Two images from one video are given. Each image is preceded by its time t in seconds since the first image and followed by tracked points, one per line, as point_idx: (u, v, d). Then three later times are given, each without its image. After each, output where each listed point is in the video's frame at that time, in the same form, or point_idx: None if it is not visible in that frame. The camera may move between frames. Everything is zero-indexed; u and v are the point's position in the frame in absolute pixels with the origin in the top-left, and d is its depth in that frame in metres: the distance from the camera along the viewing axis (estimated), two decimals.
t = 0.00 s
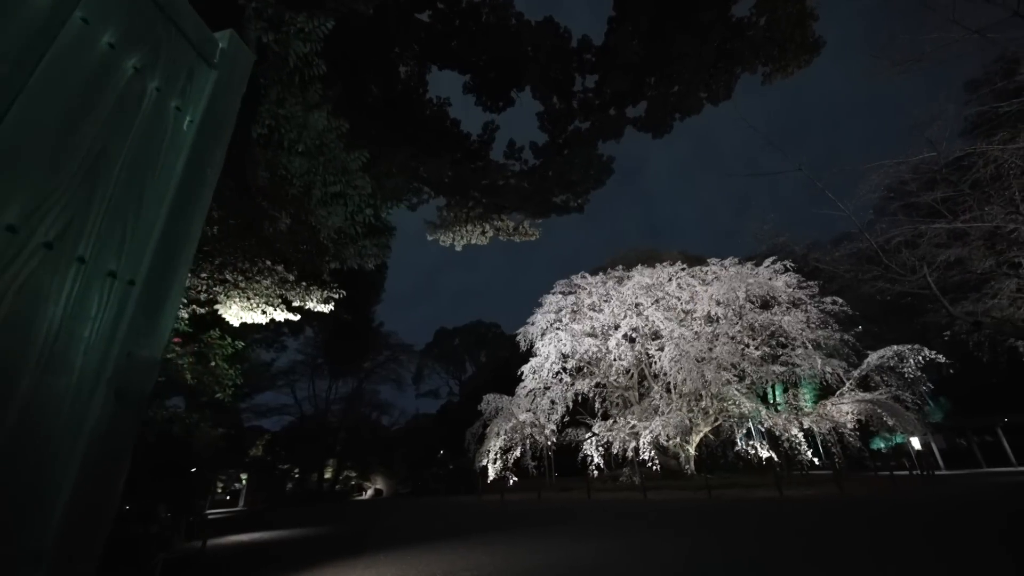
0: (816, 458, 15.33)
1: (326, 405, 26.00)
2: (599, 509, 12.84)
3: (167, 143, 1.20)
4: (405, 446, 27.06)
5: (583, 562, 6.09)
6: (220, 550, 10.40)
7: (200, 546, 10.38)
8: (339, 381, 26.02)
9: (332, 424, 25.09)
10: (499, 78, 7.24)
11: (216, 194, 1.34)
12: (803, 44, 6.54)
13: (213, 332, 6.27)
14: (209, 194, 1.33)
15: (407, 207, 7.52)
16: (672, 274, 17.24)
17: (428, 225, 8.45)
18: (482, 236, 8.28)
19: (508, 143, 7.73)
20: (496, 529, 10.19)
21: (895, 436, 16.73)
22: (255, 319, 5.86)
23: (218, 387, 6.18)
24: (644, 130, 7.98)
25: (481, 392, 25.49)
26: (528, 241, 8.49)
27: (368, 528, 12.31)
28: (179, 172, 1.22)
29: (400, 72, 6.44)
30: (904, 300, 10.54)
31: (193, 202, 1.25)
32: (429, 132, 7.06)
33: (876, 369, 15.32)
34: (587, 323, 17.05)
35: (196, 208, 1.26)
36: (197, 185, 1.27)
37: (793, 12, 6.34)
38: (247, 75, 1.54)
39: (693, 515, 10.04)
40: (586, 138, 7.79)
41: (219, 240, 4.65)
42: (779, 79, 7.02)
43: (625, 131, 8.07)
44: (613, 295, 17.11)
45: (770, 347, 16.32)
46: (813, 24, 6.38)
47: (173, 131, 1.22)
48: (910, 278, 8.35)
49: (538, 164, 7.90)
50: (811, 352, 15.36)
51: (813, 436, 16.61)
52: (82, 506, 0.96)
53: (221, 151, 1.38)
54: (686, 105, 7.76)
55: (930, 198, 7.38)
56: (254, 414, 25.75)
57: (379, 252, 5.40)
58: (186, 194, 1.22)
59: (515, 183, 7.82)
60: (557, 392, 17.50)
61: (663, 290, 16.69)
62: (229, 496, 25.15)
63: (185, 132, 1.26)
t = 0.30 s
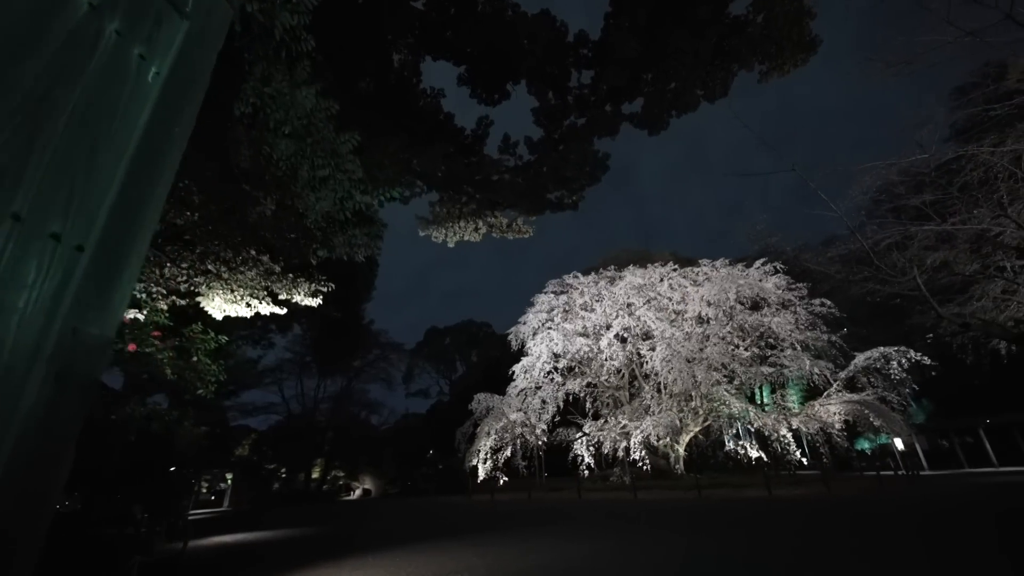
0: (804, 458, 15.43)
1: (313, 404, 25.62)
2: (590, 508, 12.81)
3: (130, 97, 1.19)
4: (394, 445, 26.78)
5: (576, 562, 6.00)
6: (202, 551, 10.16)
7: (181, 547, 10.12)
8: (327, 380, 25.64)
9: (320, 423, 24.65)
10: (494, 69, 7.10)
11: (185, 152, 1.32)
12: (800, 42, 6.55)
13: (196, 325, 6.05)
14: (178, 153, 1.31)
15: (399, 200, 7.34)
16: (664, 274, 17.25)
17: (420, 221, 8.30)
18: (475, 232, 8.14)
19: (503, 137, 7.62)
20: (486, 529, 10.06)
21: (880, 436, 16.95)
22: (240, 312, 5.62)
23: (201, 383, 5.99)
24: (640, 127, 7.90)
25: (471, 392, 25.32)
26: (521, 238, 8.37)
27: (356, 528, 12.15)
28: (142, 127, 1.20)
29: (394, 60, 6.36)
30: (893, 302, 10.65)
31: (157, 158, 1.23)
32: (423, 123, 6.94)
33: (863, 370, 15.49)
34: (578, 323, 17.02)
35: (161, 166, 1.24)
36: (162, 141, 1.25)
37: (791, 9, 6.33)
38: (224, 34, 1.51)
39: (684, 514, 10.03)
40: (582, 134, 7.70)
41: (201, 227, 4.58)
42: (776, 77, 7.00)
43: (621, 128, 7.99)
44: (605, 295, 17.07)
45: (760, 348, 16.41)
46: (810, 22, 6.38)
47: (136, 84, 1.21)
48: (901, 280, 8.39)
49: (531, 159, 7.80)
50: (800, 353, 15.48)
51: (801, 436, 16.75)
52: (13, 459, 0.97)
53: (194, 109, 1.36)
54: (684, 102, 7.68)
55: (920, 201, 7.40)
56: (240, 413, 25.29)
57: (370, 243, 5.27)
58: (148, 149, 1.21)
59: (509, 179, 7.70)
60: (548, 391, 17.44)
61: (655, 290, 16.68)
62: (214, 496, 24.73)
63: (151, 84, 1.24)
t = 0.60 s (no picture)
0: (785, 458, 15.64)
1: (294, 402, 25.05)
2: (574, 508, 12.76)
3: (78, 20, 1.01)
4: (376, 444, 26.38)
5: (562, 564, 5.88)
6: (174, 552, 9.80)
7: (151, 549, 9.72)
8: (309, 377, 25.13)
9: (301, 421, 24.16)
10: (486, 59, 6.94)
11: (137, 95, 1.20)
12: (792, 43, 6.58)
13: (168, 315, 5.78)
14: (126, 95, 1.18)
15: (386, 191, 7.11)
16: (650, 274, 17.31)
17: (407, 214, 8.08)
18: (464, 227, 7.94)
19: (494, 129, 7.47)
20: (470, 530, 9.88)
21: (857, 436, 17.32)
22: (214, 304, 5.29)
23: (173, 376, 5.73)
24: (633, 123, 7.80)
25: (456, 390, 25.10)
26: (510, 234, 8.21)
27: (337, 529, 11.87)
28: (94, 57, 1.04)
29: (382, 44, 6.28)
30: (874, 305, 10.85)
31: (106, 98, 1.09)
32: (411, 111, 6.80)
33: (841, 371, 15.80)
34: (564, 322, 16.99)
35: (111, 110, 1.13)
36: (114, 78, 1.12)
37: (784, 8, 6.33)
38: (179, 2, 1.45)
39: (668, 514, 10.02)
40: (573, 129, 7.59)
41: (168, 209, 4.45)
42: (768, 77, 7.00)
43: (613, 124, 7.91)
44: (592, 295, 17.04)
45: (743, 350, 16.59)
46: (802, 22, 6.40)
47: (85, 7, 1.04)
48: (885, 283, 8.50)
49: (521, 154, 7.69)
50: (781, 355, 15.69)
51: (782, 436, 16.99)
52: None
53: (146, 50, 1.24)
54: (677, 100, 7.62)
55: (902, 205, 7.45)
56: (217, 410, 24.62)
57: (352, 230, 5.15)
58: (97, 85, 1.05)
59: (500, 173, 7.54)
60: (534, 390, 17.38)
61: (641, 290, 16.71)
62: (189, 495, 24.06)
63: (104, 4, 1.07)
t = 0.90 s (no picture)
0: (760, 455, 15.96)
1: (269, 398, 24.37)
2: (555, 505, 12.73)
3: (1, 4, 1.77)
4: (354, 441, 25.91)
5: (544, 562, 5.78)
6: (139, 553, 9.39)
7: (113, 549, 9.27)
8: (285, 372, 24.49)
9: (276, 418, 23.53)
10: (474, 48, 6.78)
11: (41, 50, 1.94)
12: (779, 43, 6.62)
13: (130, 304, 5.49)
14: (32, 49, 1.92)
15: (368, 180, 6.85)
16: (633, 273, 17.41)
17: (390, 206, 7.84)
18: (448, 220, 7.75)
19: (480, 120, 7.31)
20: (450, 528, 9.72)
21: (828, 433, 17.84)
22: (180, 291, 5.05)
23: (134, 368, 5.40)
24: (621, 119, 7.74)
25: (437, 387, 24.83)
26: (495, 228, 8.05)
27: (312, 528, 11.56)
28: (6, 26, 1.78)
29: (365, 24, 6.06)
30: (848, 305, 11.15)
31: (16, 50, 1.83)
32: (395, 97, 6.58)
33: (815, 370, 16.23)
34: (548, 319, 16.95)
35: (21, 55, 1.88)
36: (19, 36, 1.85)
37: (773, 8, 6.35)
38: None
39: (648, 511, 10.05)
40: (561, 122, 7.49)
41: (131, 185, 4.16)
42: (755, 77, 7.03)
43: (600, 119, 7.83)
44: (575, 293, 17.01)
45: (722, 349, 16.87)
46: (789, 22, 6.44)
47: None
48: (860, 285, 8.72)
49: (508, 146, 7.55)
50: (758, 354, 16.01)
51: (758, 434, 17.35)
52: None
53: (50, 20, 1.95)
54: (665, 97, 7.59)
55: (876, 209, 7.61)
56: (188, 406, 23.77)
57: (331, 212, 5.12)
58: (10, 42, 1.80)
59: (486, 165, 7.41)
60: (516, 387, 17.35)
61: (624, 288, 16.76)
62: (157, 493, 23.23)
63: None
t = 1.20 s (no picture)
0: (735, 452, 16.27)
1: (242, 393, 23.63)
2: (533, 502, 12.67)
3: None
4: (331, 438, 25.38)
5: (522, 561, 5.67)
6: (96, 553, 8.93)
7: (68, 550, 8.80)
8: (259, 367, 23.79)
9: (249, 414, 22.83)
10: (460, 35, 6.61)
11: None
12: (765, 44, 6.72)
13: (89, 288, 5.15)
14: None
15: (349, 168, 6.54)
16: (615, 271, 17.49)
17: (372, 197, 7.57)
18: (432, 213, 7.51)
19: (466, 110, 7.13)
20: (427, 526, 9.54)
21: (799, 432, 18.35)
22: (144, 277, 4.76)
23: (93, 359, 5.05)
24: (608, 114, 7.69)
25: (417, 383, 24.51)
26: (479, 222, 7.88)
27: (283, 526, 11.20)
28: None
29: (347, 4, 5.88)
30: (822, 307, 11.41)
31: None
32: (377, 81, 6.38)
33: (788, 370, 16.64)
34: (530, 316, 16.91)
35: None
36: None
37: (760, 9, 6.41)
38: None
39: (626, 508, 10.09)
40: (547, 115, 7.39)
41: (85, 156, 3.97)
42: (741, 77, 7.08)
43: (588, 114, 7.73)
44: (558, 290, 16.98)
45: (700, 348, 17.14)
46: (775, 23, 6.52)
47: None
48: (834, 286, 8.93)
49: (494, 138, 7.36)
50: (735, 354, 16.33)
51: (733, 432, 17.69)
52: None
53: None
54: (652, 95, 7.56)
55: (851, 214, 7.80)
56: (154, 401, 22.83)
57: (307, 194, 4.83)
58: None
59: (471, 157, 7.23)
60: (496, 384, 17.28)
61: (606, 287, 16.81)
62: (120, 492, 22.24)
63: None
